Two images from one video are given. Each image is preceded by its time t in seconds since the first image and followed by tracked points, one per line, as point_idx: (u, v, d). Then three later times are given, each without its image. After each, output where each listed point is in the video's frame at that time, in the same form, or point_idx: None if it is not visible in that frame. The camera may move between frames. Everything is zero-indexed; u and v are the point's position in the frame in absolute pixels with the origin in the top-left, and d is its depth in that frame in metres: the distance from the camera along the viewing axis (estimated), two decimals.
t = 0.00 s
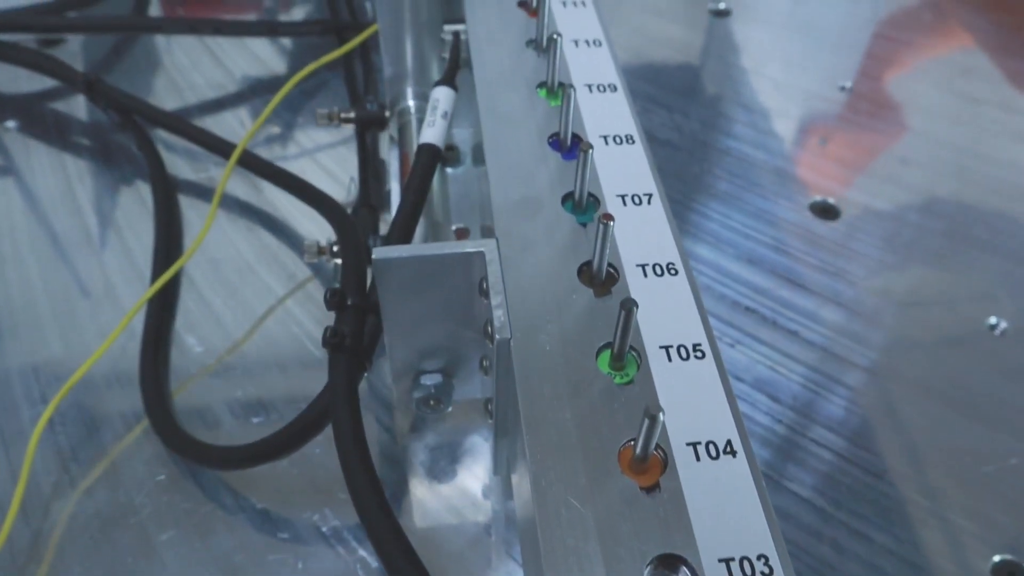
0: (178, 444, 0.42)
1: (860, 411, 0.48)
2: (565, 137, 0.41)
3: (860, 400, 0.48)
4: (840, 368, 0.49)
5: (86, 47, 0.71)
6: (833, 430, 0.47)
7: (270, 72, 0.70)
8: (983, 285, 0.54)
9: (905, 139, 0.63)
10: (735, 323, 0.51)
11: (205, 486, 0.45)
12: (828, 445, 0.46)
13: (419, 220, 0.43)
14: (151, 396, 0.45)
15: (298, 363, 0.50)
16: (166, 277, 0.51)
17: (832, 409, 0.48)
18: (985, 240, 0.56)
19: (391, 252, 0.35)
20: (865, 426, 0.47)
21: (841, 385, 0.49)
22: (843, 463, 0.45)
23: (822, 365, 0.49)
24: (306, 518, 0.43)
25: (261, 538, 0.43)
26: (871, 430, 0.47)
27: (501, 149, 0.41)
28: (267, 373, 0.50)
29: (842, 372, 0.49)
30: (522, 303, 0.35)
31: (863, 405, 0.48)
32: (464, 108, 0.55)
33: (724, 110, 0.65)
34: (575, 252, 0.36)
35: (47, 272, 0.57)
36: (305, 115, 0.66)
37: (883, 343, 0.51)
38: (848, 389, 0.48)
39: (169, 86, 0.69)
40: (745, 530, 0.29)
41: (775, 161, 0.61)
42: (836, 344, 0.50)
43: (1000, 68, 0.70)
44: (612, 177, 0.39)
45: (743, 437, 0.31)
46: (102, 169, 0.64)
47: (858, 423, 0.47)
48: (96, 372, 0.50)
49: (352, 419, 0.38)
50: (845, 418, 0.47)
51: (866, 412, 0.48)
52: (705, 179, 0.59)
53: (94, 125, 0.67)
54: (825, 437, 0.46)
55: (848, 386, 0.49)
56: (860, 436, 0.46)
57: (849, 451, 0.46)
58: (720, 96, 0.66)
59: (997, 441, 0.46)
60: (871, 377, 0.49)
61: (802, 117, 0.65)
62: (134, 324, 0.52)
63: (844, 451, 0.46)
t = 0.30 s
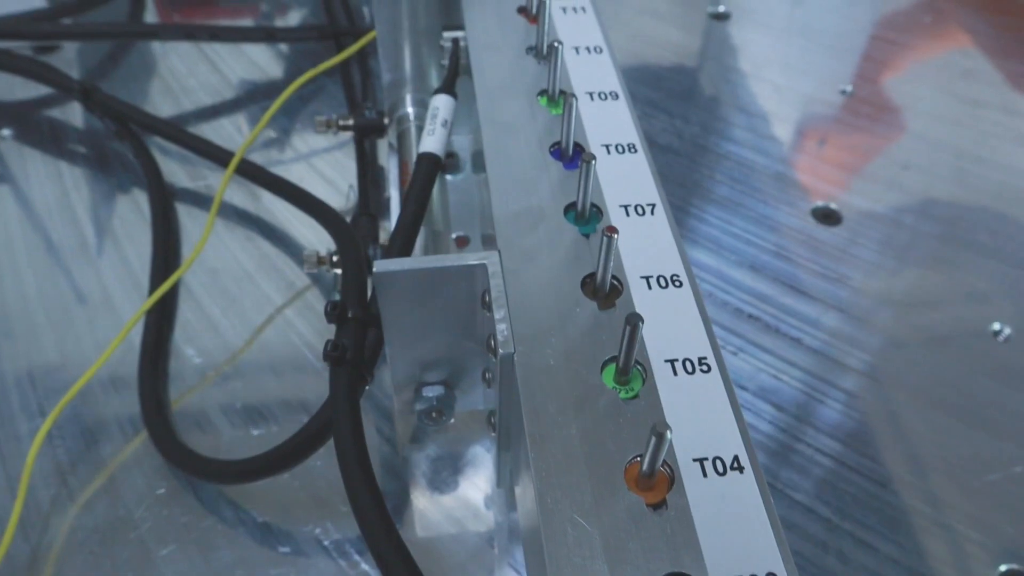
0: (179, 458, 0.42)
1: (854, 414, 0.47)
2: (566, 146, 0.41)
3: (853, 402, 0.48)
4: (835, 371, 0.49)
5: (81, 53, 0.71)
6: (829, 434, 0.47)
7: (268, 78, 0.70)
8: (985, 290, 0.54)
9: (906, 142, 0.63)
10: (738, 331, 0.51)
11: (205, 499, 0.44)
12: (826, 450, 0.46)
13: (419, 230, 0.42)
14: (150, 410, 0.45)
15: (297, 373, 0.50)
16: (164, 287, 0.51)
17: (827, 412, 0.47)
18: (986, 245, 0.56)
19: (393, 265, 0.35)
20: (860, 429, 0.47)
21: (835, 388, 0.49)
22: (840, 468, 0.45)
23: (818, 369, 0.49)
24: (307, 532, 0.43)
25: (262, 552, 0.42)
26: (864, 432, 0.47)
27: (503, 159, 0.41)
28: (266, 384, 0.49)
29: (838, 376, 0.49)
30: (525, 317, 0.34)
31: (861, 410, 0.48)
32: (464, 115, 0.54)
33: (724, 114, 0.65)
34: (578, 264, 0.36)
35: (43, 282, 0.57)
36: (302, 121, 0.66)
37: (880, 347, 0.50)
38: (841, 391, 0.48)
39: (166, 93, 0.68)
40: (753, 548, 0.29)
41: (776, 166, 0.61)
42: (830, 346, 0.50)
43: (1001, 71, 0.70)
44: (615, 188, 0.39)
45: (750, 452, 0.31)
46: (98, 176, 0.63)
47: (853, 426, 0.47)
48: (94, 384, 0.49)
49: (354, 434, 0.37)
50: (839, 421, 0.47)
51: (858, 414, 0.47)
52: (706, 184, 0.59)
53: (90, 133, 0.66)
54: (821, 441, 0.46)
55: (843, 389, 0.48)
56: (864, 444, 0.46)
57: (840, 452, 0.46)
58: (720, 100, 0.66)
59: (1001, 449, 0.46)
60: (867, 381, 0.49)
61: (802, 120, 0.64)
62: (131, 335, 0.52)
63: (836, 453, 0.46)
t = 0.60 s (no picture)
0: (177, 475, 0.42)
1: (846, 421, 0.48)
2: (565, 159, 0.41)
3: (844, 409, 0.48)
4: (828, 379, 0.49)
5: (74, 63, 0.70)
6: (824, 442, 0.47)
7: (263, 87, 0.69)
8: (983, 299, 0.54)
9: (902, 150, 0.63)
10: (737, 341, 0.51)
11: (204, 516, 0.44)
12: (827, 462, 0.46)
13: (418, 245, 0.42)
14: (149, 430, 0.44)
15: (295, 386, 0.49)
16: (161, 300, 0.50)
17: (820, 419, 0.48)
18: (982, 253, 0.57)
19: (394, 283, 0.35)
20: (854, 436, 0.47)
21: (827, 394, 0.49)
22: (841, 480, 0.45)
23: (818, 379, 0.49)
24: (307, 547, 0.43)
25: (262, 569, 0.42)
26: (858, 439, 0.47)
27: (502, 172, 0.40)
28: (264, 397, 0.49)
29: (834, 385, 0.49)
30: (527, 333, 0.34)
31: (861, 421, 0.48)
32: (461, 125, 0.54)
33: (720, 121, 0.65)
34: (579, 280, 0.36)
35: (36, 294, 0.56)
36: (298, 130, 0.65)
37: (874, 355, 0.51)
38: (833, 398, 0.49)
39: (160, 102, 0.68)
40: (758, 567, 0.29)
41: (773, 174, 0.61)
42: (822, 353, 0.51)
43: (996, 78, 0.70)
44: (615, 202, 0.39)
45: (754, 470, 0.31)
46: (92, 187, 0.63)
47: (853, 437, 0.47)
48: (90, 399, 0.49)
49: (355, 451, 0.37)
50: (832, 428, 0.47)
51: (849, 420, 0.48)
52: (704, 194, 0.59)
53: (83, 142, 0.66)
54: (822, 453, 0.46)
55: (839, 398, 0.49)
56: (864, 455, 0.46)
57: (836, 460, 0.46)
58: (717, 108, 0.66)
59: (1000, 458, 0.46)
60: (859, 388, 0.49)
61: (798, 128, 0.65)
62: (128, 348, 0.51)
63: (833, 462, 0.46)
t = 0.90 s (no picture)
0: (178, 492, 0.42)
1: (837, 426, 0.48)
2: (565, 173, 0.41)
3: (835, 414, 0.48)
4: (817, 384, 0.50)
5: (69, 74, 0.70)
6: (814, 447, 0.47)
7: (259, 97, 0.69)
8: (978, 307, 0.54)
9: (897, 158, 0.64)
10: (736, 352, 0.51)
11: (204, 532, 0.44)
12: (827, 473, 0.46)
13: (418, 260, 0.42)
14: (149, 447, 0.44)
15: (295, 400, 0.49)
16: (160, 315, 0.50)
17: (813, 426, 0.48)
18: (977, 261, 0.57)
19: (395, 299, 0.35)
20: (852, 445, 0.47)
21: (817, 400, 0.49)
22: (841, 490, 0.45)
23: (817, 389, 0.49)
24: (308, 563, 0.42)
25: None
26: (856, 448, 0.47)
27: (502, 187, 0.40)
28: (263, 411, 0.49)
29: (833, 395, 0.49)
30: (530, 350, 0.34)
31: (860, 430, 0.48)
32: (459, 137, 0.54)
33: (717, 130, 0.65)
34: (581, 295, 0.36)
35: (32, 307, 0.56)
36: (295, 140, 0.65)
37: (870, 363, 0.51)
38: (824, 404, 0.49)
39: (155, 113, 0.68)
40: None
41: (769, 183, 0.61)
42: (812, 359, 0.51)
43: (989, 85, 0.70)
44: (615, 216, 0.39)
45: (758, 486, 0.31)
46: (87, 198, 0.62)
47: (853, 447, 0.47)
48: (88, 414, 0.49)
49: (357, 468, 0.37)
50: (824, 434, 0.47)
51: (839, 426, 0.48)
52: (701, 203, 0.59)
53: (78, 153, 0.65)
54: (822, 464, 0.46)
55: (839, 408, 0.49)
56: (864, 465, 0.46)
57: (834, 470, 0.46)
58: (712, 117, 0.66)
59: (999, 467, 0.46)
60: (848, 393, 0.49)
61: (792, 135, 0.65)
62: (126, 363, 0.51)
63: (833, 473, 0.46)
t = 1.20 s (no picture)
0: (180, 510, 0.41)
1: (833, 431, 0.48)
2: (567, 186, 0.41)
3: (832, 420, 0.48)
4: (811, 389, 0.50)
5: (66, 86, 0.70)
6: (804, 451, 0.47)
7: (257, 108, 0.69)
8: (980, 313, 0.54)
9: (897, 163, 0.64)
10: (739, 362, 0.51)
11: (207, 549, 0.43)
12: (832, 483, 0.46)
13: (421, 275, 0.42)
14: (150, 464, 0.44)
15: (298, 413, 0.49)
16: (161, 330, 0.50)
17: (817, 436, 0.48)
18: (978, 267, 0.57)
19: (399, 316, 0.35)
20: (857, 455, 0.47)
21: (812, 405, 0.49)
22: (846, 500, 0.45)
23: (822, 399, 0.49)
24: None
25: None
26: (861, 458, 0.47)
27: (505, 201, 0.40)
28: (266, 426, 0.49)
29: (837, 404, 0.49)
30: (535, 366, 0.34)
31: (864, 439, 0.47)
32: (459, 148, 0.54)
33: (716, 137, 0.65)
34: (586, 311, 0.36)
35: (31, 322, 0.56)
36: (293, 151, 0.65)
37: (871, 371, 0.51)
38: (819, 409, 0.49)
39: (153, 124, 0.67)
40: None
41: (771, 191, 0.61)
42: (807, 364, 0.51)
43: (987, 90, 0.71)
44: (619, 230, 0.39)
45: (767, 504, 0.31)
46: (85, 211, 0.62)
47: (857, 456, 0.47)
48: (88, 431, 0.48)
49: (360, 485, 0.37)
50: (818, 439, 0.47)
51: (835, 431, 0.48)
52: (703, 212, 0.59)
53: (76, 165, 0.65)
54: (827, 474, 0.46)
55: (843, 417, 0.48)
56: (869, 474, 0.46)
57: (839, 480, 0.46)
58: (711, 124, 0.66)
59: (1006, 475, 0.46)
60: (840, 398, 0.49)
61: (789, 141, 0.65)
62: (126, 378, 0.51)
63: (838, 483, 0.46)
